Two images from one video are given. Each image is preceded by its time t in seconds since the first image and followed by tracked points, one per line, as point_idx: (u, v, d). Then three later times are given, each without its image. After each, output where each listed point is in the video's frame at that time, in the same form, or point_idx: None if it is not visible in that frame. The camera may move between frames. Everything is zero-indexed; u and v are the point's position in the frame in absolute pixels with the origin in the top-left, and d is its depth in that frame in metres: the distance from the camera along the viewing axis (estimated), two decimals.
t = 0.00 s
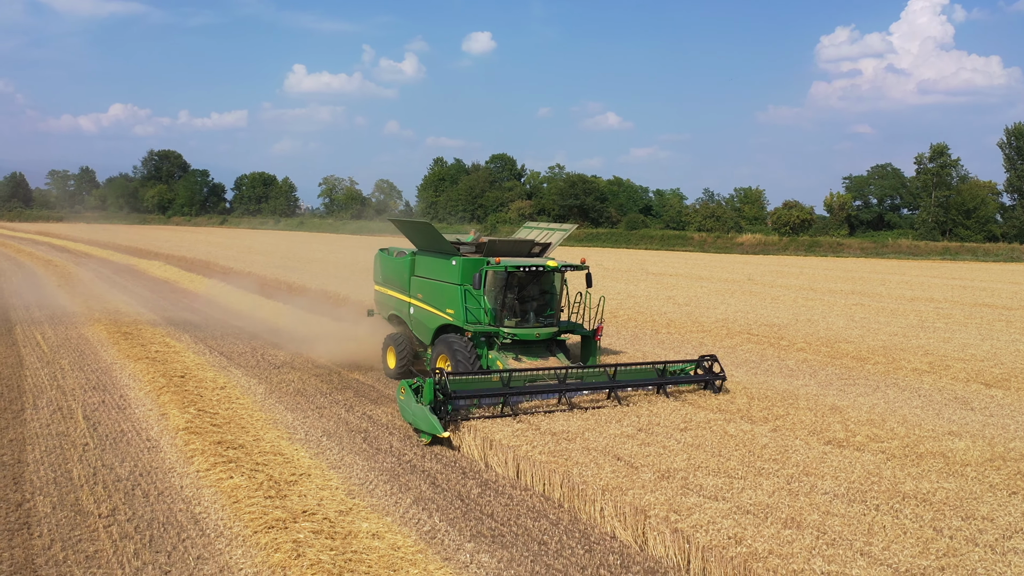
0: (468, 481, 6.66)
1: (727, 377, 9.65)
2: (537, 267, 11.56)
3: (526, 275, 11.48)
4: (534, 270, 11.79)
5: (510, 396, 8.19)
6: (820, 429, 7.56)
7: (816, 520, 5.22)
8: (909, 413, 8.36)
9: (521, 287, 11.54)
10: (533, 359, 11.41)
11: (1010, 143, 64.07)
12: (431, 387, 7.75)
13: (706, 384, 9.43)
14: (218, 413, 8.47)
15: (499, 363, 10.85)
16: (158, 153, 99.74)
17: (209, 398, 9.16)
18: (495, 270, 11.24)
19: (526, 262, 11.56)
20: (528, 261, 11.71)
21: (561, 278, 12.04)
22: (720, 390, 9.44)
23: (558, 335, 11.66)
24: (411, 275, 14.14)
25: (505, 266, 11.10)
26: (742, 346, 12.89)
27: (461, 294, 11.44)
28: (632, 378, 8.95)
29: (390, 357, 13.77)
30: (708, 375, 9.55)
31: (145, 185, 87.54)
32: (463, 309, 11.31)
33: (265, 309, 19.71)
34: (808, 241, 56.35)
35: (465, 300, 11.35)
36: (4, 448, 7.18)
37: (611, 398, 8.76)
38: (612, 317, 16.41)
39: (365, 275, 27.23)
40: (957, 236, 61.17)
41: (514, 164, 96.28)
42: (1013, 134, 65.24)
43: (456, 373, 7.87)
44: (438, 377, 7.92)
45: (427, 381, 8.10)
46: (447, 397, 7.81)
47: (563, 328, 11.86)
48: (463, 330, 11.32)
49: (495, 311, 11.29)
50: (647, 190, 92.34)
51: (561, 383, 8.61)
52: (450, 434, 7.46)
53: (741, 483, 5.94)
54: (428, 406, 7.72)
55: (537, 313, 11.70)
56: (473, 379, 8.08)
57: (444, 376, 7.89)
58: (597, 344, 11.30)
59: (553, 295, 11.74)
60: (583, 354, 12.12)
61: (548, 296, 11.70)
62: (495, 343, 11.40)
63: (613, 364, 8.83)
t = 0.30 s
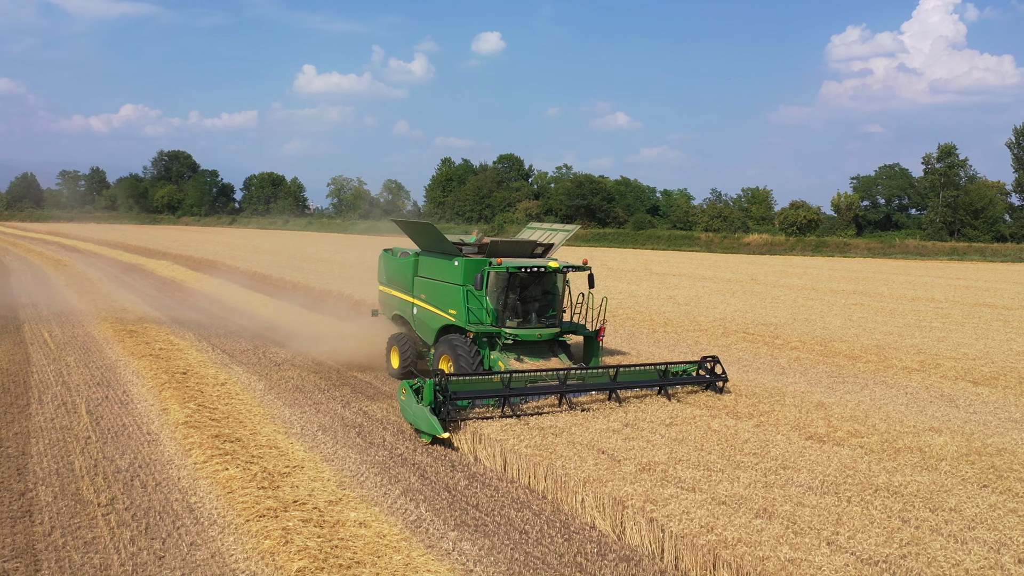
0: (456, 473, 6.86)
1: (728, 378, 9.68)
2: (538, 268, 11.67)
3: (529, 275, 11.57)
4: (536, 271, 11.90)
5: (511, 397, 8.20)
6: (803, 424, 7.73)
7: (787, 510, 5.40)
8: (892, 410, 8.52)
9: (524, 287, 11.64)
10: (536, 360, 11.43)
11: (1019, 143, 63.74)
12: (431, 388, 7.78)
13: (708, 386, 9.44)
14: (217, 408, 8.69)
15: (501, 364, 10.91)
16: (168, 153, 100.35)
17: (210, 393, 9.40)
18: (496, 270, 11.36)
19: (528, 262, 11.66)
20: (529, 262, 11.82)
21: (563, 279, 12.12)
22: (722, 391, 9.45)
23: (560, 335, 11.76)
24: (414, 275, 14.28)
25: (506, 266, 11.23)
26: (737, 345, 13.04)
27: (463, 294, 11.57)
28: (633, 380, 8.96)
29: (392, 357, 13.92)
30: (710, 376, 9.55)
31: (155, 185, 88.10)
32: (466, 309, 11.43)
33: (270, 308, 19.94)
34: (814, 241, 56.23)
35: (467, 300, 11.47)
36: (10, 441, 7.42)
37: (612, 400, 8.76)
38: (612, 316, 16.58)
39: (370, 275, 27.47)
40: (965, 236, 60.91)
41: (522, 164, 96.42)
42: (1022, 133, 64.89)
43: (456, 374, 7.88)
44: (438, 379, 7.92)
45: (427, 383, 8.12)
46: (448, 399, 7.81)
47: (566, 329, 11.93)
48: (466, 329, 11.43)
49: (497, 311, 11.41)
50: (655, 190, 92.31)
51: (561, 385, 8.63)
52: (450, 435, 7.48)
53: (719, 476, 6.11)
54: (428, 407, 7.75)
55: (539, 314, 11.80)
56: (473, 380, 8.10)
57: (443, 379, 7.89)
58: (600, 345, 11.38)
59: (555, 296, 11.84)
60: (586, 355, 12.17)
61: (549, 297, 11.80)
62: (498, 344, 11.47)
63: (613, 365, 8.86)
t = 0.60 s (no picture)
0: (445, 466, 7.07)
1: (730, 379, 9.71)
2: (540, 268, 11.79)
3: (531, 276, 11.74)
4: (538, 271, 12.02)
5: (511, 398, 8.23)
6: (787, 420, 7.91)
7: (760, 501, 5.58)
8: (877, 407, 8.69)
9: (526, 287, 11.74)
10: (536, 360, 11.58)
11: None
12: (431, 389, 7.82)
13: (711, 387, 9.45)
14: (216, 404, 8.92)
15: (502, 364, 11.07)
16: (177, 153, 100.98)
17: (210, 390, 9.63)
18: (498, 271, 11.48)
19: (530, 262, 11.78)
20: (531, 262, 11.94)
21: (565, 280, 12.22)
22: (724, 391, 9.47)
23: (561, 335, 11.89)
24: (418, 275, 14.45)
25: (508, 267, 11.36)
26: (733, 343, 13.19)
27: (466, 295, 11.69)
28: (634, 380, 8.99)
29: (394, 356, 14.09)
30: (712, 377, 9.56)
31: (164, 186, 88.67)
32: (468, 309, 11.55)
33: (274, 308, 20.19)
34: (821, 241, 56.12)
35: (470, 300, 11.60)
36: (16, 434, 7.66)
37: (612, 401, 8.79)
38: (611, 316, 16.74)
39: (375, 275, 27.70)
40: (973, 236, 60.71)
41: (529, 165, 96.59)
42: None
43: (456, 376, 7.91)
44: (438, 380, 7.95)
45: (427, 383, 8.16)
46: (448, 399, 7.84)
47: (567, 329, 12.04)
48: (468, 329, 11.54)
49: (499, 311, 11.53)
50: (662, 190, 92.32)
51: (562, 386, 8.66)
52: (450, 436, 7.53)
53: (699, 468, 6.29)
54: (428, 407, 7.80)
55: (541, 314, 11.89)
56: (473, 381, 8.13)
57: (443, 380, 7.92)
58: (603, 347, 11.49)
59: (557, 296, 11.95)
60: (587, 355, 12.28)
61: (551, 297, 11.91)
62: (500, 344, 11.63)
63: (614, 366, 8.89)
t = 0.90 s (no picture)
0: (434, 459, 7.26)
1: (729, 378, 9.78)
2: (541, 269, 11.94)
3: (531, 276, 11.87)
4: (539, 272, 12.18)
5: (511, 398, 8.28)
6: (770, 416, 8.08)
7: (734, 492, 5.76)
8: (861, 403, 8.85)
9: (527, 288, 11.88)
10: (536, 360, 11.77)
11: None
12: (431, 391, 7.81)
13: (712, 387, 9.50)
14: (214, 399, 9.14)
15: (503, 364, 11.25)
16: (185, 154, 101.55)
17: (209, 386, 9.85)
18: (500, 272, 11.63)
19: (531, 263, 11.93)
20: (532, 263, 12.11)
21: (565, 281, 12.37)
22: (724, 391, 9.54)
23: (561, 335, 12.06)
24: (421, 276, 14.62)
25: (509, 268, 11.51)
26: (727, 342, 13.36)
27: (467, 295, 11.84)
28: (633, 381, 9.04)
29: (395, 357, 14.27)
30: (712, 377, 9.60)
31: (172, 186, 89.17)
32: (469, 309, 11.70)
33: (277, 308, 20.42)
34: (826, 242, 56.04)
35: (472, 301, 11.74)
36: (19, 428, 7.89)
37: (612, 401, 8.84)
38: (610, 315, 16.91)
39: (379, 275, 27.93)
40: (978, 236, 60.57)
41: (535, 165, 96.80)
42: None
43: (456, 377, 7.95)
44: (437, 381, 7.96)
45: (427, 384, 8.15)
46: (448, 400, 7.87)
47: (568, 329, 12.20)
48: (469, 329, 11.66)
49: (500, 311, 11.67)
50: (668, 190, 92.36)
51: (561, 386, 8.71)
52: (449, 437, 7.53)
53: (679, 462, 6.47)
54: (428, 409, 7.80)
55: (542, 315, 12.02)
56: (473, 382, 8.18)
57: (443, 381, 7.95)
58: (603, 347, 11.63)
59: (558, 297, 12.09)
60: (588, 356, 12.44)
61: (552, 298, 12.05)
62: (500, 344, 11.81)
63: (614, 366, 8.95)
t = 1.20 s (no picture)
0: (424, 453, 7.46)
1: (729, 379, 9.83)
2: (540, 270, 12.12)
3: (531, 277, 12.05)
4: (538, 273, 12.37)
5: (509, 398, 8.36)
6: (754, 412, 8.26)
7: (710, 485, 5.94)
8: (845, 401, 9.02)
9: (527, 288, 12.07)
10: (535, 360, 11.95)
11: None
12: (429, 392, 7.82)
13: (711, 387, 9.55)
14: (212, 396, 9.35)
15: (502, 365, 11.44)
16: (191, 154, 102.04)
17: (208, 383, 10.06)
18: (499, 272, 11.80)
19: (530, 264, 12.11)
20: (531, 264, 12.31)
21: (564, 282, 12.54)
22: (723, 391, 9.59)
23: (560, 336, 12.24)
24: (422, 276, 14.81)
25: (509, 269, 11.69)
26: (719, 341, 13.53)
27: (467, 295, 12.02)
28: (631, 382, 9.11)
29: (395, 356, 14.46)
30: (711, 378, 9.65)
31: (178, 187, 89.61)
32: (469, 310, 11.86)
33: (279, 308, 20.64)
34: (830, 243, 55.98)
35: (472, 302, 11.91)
36: (20, 423, 8.11)
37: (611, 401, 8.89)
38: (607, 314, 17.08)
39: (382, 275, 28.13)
40: (982, 237, 60.43)
41: (540, 166, 96.91)
42: None
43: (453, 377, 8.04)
44: (435, 381, 8.01)
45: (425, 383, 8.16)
46: (445, 400, 7.94)
47: (567, 330, 12.37)
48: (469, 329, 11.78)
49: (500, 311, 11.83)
50: (672, 191, 92.34)
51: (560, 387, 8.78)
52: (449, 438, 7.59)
53: (660, 456, 6.65)
54: (427, 410, 7.84)
55: (542, 315, 12.17)
56: (470, 382, 8.29)
57: (440, 382, 8.02)
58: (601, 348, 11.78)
59: (558, 298, 12.25)
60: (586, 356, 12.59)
61: (552, 299, 12.21)
62: (500, 344, 11.99)
63: (611, 367, 9.03)
